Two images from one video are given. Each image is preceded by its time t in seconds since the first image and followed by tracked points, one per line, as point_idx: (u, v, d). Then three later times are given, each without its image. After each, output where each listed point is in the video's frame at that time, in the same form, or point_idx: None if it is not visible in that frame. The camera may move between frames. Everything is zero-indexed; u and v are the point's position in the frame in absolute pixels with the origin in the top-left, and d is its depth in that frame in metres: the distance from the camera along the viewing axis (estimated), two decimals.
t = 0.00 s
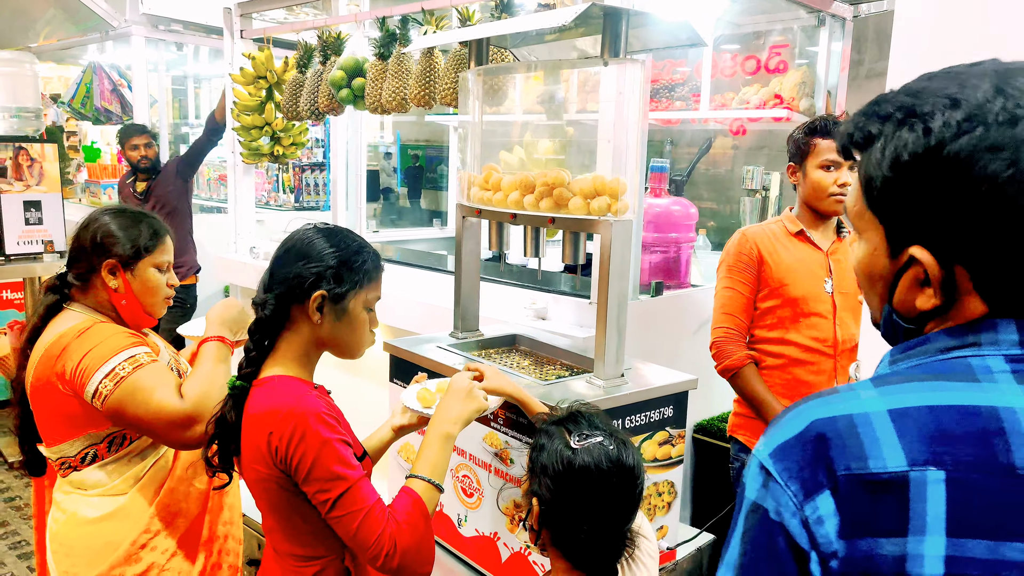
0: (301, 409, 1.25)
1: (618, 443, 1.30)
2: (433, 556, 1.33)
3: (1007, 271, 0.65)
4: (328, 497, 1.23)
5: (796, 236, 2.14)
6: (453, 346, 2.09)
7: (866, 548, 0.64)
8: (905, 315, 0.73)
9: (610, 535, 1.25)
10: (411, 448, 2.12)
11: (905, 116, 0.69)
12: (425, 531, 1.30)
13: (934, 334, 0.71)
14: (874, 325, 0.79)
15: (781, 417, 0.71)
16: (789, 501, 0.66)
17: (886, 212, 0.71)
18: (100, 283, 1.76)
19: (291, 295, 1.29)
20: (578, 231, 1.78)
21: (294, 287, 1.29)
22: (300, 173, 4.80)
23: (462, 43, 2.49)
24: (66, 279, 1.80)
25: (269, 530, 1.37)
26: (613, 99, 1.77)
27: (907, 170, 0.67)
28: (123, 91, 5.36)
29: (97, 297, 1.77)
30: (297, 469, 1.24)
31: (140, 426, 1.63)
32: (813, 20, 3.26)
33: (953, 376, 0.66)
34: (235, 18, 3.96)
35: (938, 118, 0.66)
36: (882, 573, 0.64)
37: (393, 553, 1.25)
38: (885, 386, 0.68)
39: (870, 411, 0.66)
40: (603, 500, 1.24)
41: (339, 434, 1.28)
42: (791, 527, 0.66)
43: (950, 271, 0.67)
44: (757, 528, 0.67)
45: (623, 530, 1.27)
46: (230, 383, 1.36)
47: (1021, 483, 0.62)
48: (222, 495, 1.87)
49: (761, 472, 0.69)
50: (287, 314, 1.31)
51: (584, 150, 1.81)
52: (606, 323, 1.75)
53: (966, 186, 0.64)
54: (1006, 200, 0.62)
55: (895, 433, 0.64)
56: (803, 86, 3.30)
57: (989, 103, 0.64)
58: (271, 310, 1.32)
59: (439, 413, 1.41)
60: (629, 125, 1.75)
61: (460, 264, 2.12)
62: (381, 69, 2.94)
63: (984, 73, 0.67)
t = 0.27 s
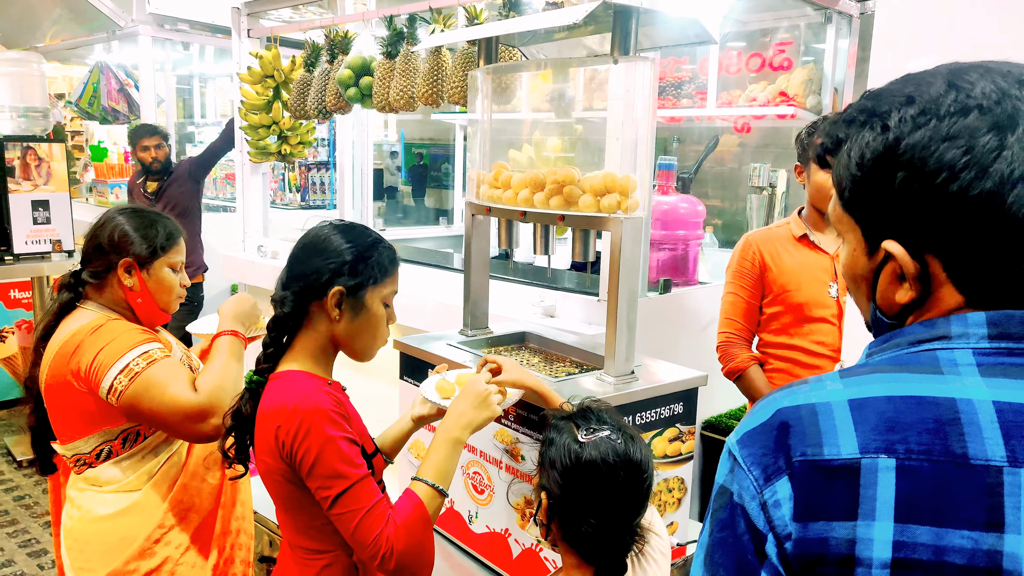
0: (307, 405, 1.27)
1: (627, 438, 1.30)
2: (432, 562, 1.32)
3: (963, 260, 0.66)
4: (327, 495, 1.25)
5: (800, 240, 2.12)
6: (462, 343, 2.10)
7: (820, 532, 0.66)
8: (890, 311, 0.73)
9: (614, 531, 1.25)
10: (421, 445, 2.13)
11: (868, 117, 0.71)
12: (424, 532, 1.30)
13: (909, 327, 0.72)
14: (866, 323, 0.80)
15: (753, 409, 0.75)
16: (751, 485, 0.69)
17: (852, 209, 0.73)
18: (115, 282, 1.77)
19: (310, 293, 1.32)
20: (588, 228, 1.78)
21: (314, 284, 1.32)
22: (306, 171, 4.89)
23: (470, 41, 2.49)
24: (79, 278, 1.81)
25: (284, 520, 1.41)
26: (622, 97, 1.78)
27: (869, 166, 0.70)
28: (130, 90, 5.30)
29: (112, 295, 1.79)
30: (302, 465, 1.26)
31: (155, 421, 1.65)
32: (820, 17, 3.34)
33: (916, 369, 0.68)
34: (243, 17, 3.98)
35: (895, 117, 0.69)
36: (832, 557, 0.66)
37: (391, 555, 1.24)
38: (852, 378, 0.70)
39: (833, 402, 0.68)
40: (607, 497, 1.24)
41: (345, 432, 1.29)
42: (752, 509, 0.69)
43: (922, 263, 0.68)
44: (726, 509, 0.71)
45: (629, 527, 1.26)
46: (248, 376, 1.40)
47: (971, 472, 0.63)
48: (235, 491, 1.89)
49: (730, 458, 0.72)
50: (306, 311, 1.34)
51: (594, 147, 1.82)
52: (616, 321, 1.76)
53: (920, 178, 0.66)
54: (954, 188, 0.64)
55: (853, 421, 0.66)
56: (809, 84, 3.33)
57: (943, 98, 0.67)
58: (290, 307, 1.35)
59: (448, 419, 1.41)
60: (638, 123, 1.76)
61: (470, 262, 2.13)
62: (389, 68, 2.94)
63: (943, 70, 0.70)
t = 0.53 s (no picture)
0: (313, 396, 1.29)
1: (626, 438, 1.28)
2: (445, 546, 1.33)
3: (972, 254, 0.68)
4: (338, 484, 1.25)
5: (797, 240, 2.12)
6: (471, 341, 2.11)
7: (827, 521, 0.68)
8: (900, 304, 0.75)
9: (609, 531, 1.24)
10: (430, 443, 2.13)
11: (876, 113, 0.73)
12: (435, 517, 1.31)
13: (918, 321, 0.74)
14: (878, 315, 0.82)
15: (762, 403, 0.77)
16: (760, 477, 0.71)
17: (863, 205, 0.75)
18: (126, 282, 1.79)
19: (326, 304, 1.33)
20: (596, 226, 1.79)
21: (331, 298, 1.32)
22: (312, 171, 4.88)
23: (475, 40, 2.50)
24: (89, 279, 1.82)
25: (294, 515, 1.43)
26: (629, 94, 1.78)
27: (879, 162, 0.72)
28: (136, 91, 5.29)
29: (123, 295, 1.80)
30: (310, 455, 1.27)
31: (174, 416, 1.67)
32: (825, 13, 3.27)
33: (922, 362, 0.69)
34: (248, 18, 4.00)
35: (903, 113, 0.70)
36: (838, 545, 0.68)
37: (403, 540, 1.25)
38: (859, 371, 0.72)
39: (840, 394, 0.70)
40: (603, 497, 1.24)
41: (353, 422, 1.30)
42: (761, 500, 0.71)
43: (932, 258, 0.70)
44: (737, 501, 0.73)
45: (626, 528, 1.24)
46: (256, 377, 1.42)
47: (974, 462, 0.65)
48: (248, 489, 1.91)
49: (740, 451, 0.74)
50: (318, 321, 1.35)
51: (600, 145, 1.83)
52: (624, 319, 1.77)
53: (929, 175, 0.67)
54: (962, 185, 0.66)
55: (859, 413, 0.68)
56: (814, 79, 3.31)
57: (951, 94, 0.68)
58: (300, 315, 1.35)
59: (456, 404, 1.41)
60: (644, 120, 1.77)
61: (477, 261, 2.14)
62: (394, 67, 2.95)
63: (952, 65, 0.71)
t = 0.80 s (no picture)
0: (324, 396, 1.30)
1: (618, 434, 1.27)
2: (472, 530, 1.35)
3: (994, 247, 0.69)
4: (358, 478, 1.26)
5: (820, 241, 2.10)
6: (478, 340, 2.13)
7: (865, 517, 0.69)
8: (925, 300, 0.76)
9: (604, 529, 1.23)
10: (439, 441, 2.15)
11: (896, 111, 0.74)
12: (463, 501, 1.32)
13: (944, 316, 0.74)
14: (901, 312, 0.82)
15: (792, 401, 0.78)
16: (795, 474, 0.72)
17: (884, 201, 0.76)
18: (135, 283, 1.80)
19: (323, 296, 1.34)
20: (603, 225, 1.79)
21: (327, 288, 1.34)
22: (316, 171, 4.89)
23: (481, 40, 2.51)
24: (97, 282, 1.84)
25: (303, 515, 1.44)
26: (635, 93, 1.79)
27: (898, 157, 0.73)
28: (141, 94, 5.29)
29: (133, 296, 1.82)
30: (325, 454, 1.28)
31: (195, 415, 1.71)
32: (830, 10, 3.28)
33: (953, 355, 0.71)
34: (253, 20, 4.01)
35: (923, 110, 0.72)
36: (878, 540, 0.69)
37: (432, 524, 1.27)
38: (890, 365, 0.73)
39: (872, 390, 0.71)
40: (596, 494, 1.23)
41: (364, 416, 1.31)
42: (798, 497, 0.72)
43: (954, 252, 0.71)
44: (771, 498, 0.74)
45: (621, 524, 1.23)
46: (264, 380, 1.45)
47: (1012, 454, 0.66)
48: (260, 489, 1.93)
49: (773, 449, 0.76)
50: (320, 314, 1.36)
51: (607, 143, 1.83)
52: (633, 317, 1.79)
53: (949, 169, 0.69)
54: (983, 179, 0.67)
55: (892, 408, 0.69)
56: (818, 77, 3.31)
57: (970, 91, 0.70)
58: (301, 310, 1.37)
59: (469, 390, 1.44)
60: (650, 119, 1.77)
61: (484, 260, 2.15)
62: (400, 68, 2.96)
63: (971, 62, 0.73)
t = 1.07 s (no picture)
0: (340, 392, 1.31)
1: (601, 432, 1.28)
2: (496, 511, 1.37)
3: (1006, 245, 0.73)
4: (380, 469, 1.27)
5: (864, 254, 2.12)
6: (484, 339, 2.14)
7: (892, 515, 0.70)
8: (942, 297, 0.80)
9: (586, 526, 1.25)
10: (446, 440, 2.16)
11: (907, 112, 0.78)
12: (483, 485, 1.33)
13: (962, 313, 0.79)
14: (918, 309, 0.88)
15: (813, 401, 0.79)
16: (820, 474, 0.74)
17: (898, 199, 0.80)
18: (141, 283, 1.82)
19: (323, 295, 1.34)
20: (609, 223, 1.81)
21: (327, 287, 1.34)
22: (321, 172, 4.88)
23: (485, 41, 2.52)
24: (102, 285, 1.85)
25: (306, 512, 1.44)
26: (640, 93, 1.79)
27: (910, 156, 0.77)
28: (145, 95, 5.27)
29: (140, 297, 1.83)
30: (344, 448, 1.29)
31: (214, 409, 1.72)
32: (833, 9, 3.33)
33: (974, 354, 0.73)
34: (257, 22, 4.02)
35: (933, 111, 0.75)
36: (905, 537, 0.70)
37: (458, 505, 1.29)
38: (912, 364, 0.75)
39: (895, 389, 0.73)
40: (580, 492, 1.25)
41: (379, 408, 1.33)
42: (824, 496, 0.74)
43: (968, 250, 0.75)
44: (797, 498, 0.76)
45: (604, 521, 1.25)
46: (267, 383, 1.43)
47: None
48: (269, 489, 1.96)
49: (797, 449, 0.77)
50: (321, 313, 1.37)
51: (612, 142, 1.84)
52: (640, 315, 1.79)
53: (959, 169, 0.73)
54: (993, 177, 0.71)
55: (916, 406, 0.71)
56: (821, 75, 3.32)
57: (978, 91, 0.73)
58: (303, 311, 1.37)
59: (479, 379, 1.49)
60: (655, 118, 1.77)
61: (491, 259, 2.16)
62: (404, 68, 2.97)
63: (980, 62, 0.76)
